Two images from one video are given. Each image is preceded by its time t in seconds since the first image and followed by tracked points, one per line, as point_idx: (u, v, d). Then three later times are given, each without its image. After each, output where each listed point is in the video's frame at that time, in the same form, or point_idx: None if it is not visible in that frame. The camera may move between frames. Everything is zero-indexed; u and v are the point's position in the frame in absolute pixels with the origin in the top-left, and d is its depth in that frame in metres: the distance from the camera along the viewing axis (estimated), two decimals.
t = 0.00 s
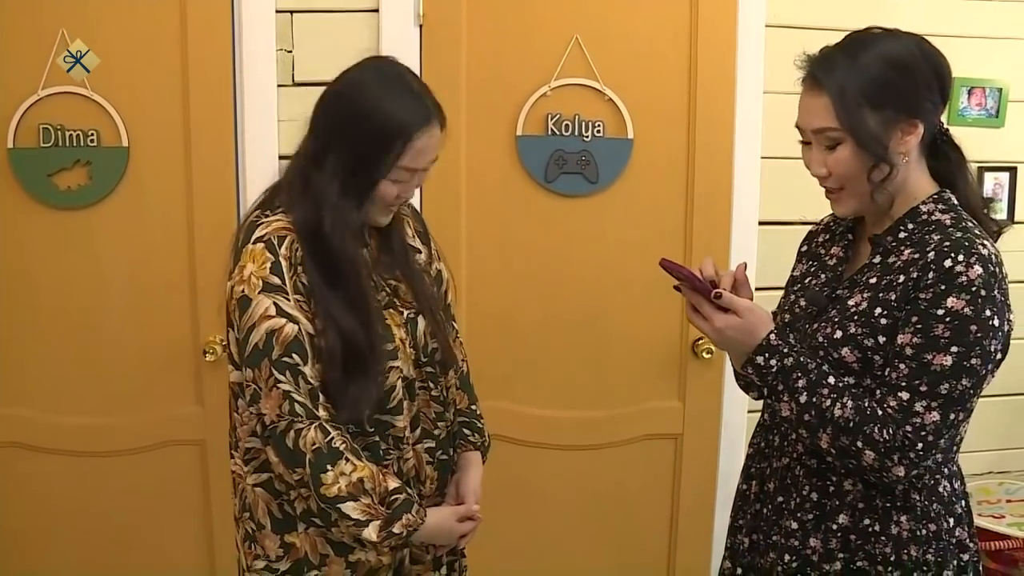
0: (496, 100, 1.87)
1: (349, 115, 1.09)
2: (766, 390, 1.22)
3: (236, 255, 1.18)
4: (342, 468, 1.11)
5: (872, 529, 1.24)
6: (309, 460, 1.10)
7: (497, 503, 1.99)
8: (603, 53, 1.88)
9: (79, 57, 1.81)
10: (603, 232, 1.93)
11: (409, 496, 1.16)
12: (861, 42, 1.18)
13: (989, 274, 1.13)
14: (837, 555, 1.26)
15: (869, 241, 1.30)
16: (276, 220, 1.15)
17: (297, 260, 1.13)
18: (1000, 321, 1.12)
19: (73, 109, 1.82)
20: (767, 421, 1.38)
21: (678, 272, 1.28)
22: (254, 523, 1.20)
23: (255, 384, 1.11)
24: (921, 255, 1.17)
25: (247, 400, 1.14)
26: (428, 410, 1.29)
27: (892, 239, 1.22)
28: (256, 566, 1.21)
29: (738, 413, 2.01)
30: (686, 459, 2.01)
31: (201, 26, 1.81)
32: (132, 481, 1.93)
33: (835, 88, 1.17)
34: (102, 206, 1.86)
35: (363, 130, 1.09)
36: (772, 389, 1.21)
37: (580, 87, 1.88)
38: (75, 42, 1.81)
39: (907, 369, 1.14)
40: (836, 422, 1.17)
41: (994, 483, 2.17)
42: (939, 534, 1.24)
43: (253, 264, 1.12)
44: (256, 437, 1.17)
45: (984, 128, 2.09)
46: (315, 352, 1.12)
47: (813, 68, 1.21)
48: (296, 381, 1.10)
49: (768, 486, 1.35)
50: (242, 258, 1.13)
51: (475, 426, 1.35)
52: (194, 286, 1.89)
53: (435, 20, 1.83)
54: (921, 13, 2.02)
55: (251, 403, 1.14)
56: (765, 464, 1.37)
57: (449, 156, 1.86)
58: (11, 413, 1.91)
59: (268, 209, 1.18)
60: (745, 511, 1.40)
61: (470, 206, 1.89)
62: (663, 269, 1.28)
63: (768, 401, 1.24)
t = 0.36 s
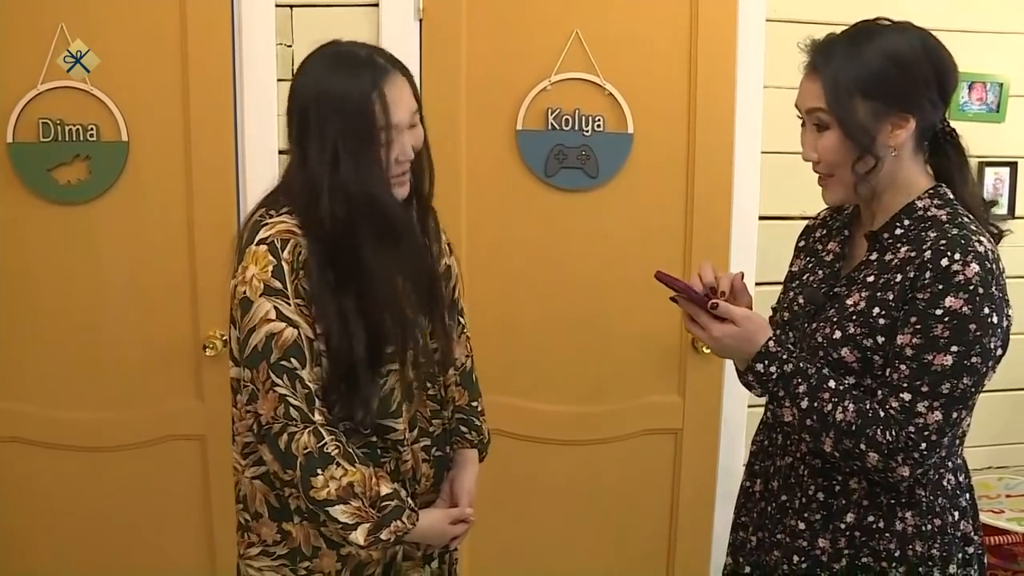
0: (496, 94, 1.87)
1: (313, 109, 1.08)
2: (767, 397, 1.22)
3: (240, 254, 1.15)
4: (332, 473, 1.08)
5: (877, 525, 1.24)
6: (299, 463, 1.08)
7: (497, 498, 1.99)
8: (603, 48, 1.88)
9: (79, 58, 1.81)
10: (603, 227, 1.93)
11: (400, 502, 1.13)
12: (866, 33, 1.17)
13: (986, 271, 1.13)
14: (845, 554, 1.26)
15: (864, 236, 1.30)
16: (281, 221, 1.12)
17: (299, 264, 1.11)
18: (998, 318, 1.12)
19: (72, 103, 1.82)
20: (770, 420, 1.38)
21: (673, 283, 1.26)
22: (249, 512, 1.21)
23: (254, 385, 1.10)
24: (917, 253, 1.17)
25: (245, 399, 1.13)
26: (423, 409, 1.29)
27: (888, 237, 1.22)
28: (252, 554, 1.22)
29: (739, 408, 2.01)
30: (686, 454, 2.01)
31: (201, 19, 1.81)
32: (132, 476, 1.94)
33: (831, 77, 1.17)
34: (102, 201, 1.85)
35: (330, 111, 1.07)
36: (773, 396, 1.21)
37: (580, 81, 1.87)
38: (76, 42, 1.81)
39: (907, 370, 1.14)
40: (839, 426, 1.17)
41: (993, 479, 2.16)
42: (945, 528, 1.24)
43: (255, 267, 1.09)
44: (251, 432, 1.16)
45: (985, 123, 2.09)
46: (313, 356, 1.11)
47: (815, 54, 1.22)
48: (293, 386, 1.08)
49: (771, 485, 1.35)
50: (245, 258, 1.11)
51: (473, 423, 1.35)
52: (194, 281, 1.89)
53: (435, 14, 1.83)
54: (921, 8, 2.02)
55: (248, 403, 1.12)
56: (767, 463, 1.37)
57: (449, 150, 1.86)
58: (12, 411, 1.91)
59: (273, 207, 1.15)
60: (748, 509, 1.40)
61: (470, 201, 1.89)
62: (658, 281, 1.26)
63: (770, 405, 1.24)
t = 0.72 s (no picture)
0: (494, 91, 1.87)
1: (275, 96, 1.16)
2: (767, 399, 1.22)
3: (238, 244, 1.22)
4: (338, 453, 1.13)
5: (878, 523, 1.24)
6: (304, 444, 1.13)
7: (496, 495, 1.99)
8: (602, 45, 1.88)
9: (79, 58, 1.81)
10: (602, 224, 1.93)
11: (405, 483, 1.17)
12: (858, 33, 1.17)
13: (983, 269, 1.13)
14: (847, 551, 1.26)
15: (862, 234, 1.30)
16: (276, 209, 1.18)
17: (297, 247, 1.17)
18: (996, 316, 1.12)
19: (70, 100, 1.81)
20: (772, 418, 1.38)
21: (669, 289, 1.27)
22: (257, 507, 1.23)
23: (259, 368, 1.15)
24: (914, 252, 1.17)
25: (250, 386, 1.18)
26: (425, 394, 1.29)
27: (886, 235, 1.22)
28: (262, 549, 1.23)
29: (738, 405, 2.02)
30: (685, 451, 2.01)
31: (199, 16, 1.80)
32: (132, 473, 1.94)
33: (824, 78, 1.17)
34: (100, 198, 1.85)
35: (293, 89, 1.16)
36: (772, 398, 1.22)
37: (579, 78, 1.87)
38: (75, 42, 1.81)
39: (904, 370, 1.14)
40: (837, 427, 1.18)
41: (992, 476, 2.16)
42: (946, 524, 1.24)
43: (255, 251, 1.16)
44: (256, 422, 1.20)
45: (984, 120, 2.09)
46: (313, 339, 1.14)
47: (808, 52, 1.21)
48: (296, 366, 1.13)
49: (774, 483, 1.35)
50: (246, 244, 1.18)
51: (478, 413, 1.36)
52: (193, 278, 1.89)
53: (434, 11, 1.83)
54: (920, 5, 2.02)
55: (255, 387, 1.17)
56: (771, 461, 1.37)
57: (448, 147, 1.86)
58: (10, 408, 1.91)
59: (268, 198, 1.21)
60: (753, 506, 1.41)
61: (469, 198, 1.89)
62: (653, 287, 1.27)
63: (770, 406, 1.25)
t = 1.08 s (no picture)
0: (494, 89, 1.87)
1: (293, 88, 1.17)
2: (766, 395, 1.22)
3: (231, 236, 1.21)
4: (319, 445, 1.12)
5: (877, 521, 1.24)
6: (286, 435, 1.12)
7: (495, 493, 1.99)
8: (602, 42, 1.88)
9: (79, 58, 1.81)
10: (601, 222, 1.92)
11: (386, 477, 1.17)
12: (864, 29, 1.17)
13: (984, 268, 1.13)
14: (846, 548, 1.26)
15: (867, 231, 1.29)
16: (270, 204, 1.18)
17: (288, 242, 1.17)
18: (997, 314, 1.12)
19: (69, 97, 1.81)
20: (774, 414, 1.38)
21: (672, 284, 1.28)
22: (240, 494, 1.24)
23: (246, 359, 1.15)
24: (916, 250, 1.17)
25: (237, 375, 1.18)
26: (411, 389, 1.29)
27: (889, 233, 1.22)
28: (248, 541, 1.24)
29: (737, 402, 2.01)
30: (684, 449, 2.01)
31: (198, 13, 1.80)
32: (131, 471, 1.93)
33: (830, 76, 1.17)
34: (99, 195, 1.85)
35: (313, 86, 1.16)
36: (772, 394, 1.21)
37: (579, 75, 1.87)
38: (75, 42, 1.81)
39: (905, 367, 1.14)
40: (837, 423, 1.17)
41: (990, 473, 2.16)
42: (946, 523, 1.24)
43: (247, 243, 1.15)
44: (242, 411, 1.21)
45: (984, 117, 2.09)
46: (302, 331, 1.14)
47: (815, 49, 1.21)
48: (281, 359, 1.13)
49: (775, 479, 1.36)
50: (237, 238, 1.17)
51: (460, 410, 1.37)
52: (192, 276, 1.89)
53: (433, 8, 1.83)
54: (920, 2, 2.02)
55: (242, 377, 1.17)
56: (772, 458, 1.38)
57: (447, 145, 1.86)
58: (9, 406, 1.90)
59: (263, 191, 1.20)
60: (755, 503, 1.41)
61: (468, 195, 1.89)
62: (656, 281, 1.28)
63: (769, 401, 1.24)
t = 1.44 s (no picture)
0: (480, 93, 1.86)
1: (281, 96, 1.16)
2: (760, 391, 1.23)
3: (219, 243, 1.19)
4: (312, 450, 1.12)
5: (866, 523, 1.24)
6: (280, 442, 1.12)
7: (482, 497, 1.99)
8: (588, 46, 1.88)
9: (79, 58, 1.80)
10: (588, 226, 1.93)
11: (376, 480, 1.18)
12: (855, 36, 1.18)
13: (980, 271, 1.13)
14: (833, 549, 1.27)
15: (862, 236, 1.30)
16: (260, 212, 1.17)
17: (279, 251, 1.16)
18: (991, 316, 1.13)
19: (54, 100, 1.80)
20: (762, 415, 1.38)
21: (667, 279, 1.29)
22: (225, 495, 1.23)
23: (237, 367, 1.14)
24: (912, 251, 1.17)
25: (227, 382, 1.18)
26: (394, 392, 1.29)
27: (884, 235, 1.23)
28: (229, 537, 1.23)
29: (724, 405, 2.02)
30: (670, 452, 2.02)
31: (183, 16, 1.79)
32: (117, 475, 1.93)
33: (834, 87, 1.16)
34: (84, 199, 1.84)
35: (301, 93, 1.15)
36: (766, 391, 1.22)
37: (565, 79, 1.87)
38: (75, 42, 1.80)
39: (899, 367, 1.15)
40: (829, 422, 1.17)
41: (975, 475, 2.18)
42: (934, 525, 1.24)
43: (237, 253, 1.14)
44: (230, 416, 1.20)
45: (967, 121, 2.10)
46: (292, 338, 1.14)
47: (809, 63, 1.21)
48: (275, 367, 1.12)
49: (764, 480, 1.36)
50: (227, 246, 1.16)
51: (440, 408, 1.37)
52: (178, 280, 1.88)
53: (420, 11, 1.82)
54: (904, 7, 2.03)
55: (233, 385, 1.17)
56: (760, 459, 1.38)
57: (434, 149, 1.86)
58: None
59: (252, 199, 1.19)
60: (741, 505, 1.41)
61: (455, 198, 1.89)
62: (651, 277, 1.29)
63: (761, 399, 1.25)
